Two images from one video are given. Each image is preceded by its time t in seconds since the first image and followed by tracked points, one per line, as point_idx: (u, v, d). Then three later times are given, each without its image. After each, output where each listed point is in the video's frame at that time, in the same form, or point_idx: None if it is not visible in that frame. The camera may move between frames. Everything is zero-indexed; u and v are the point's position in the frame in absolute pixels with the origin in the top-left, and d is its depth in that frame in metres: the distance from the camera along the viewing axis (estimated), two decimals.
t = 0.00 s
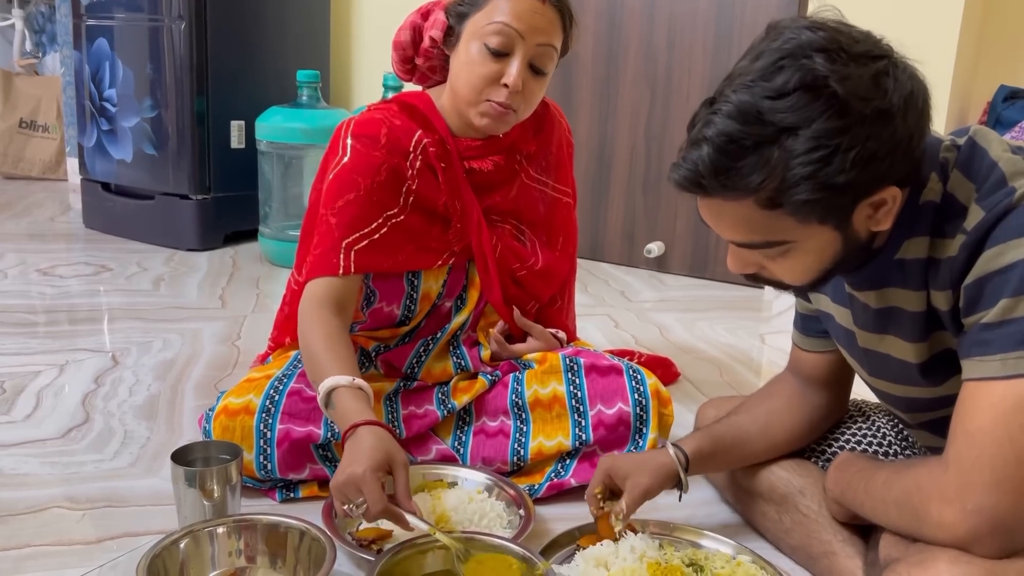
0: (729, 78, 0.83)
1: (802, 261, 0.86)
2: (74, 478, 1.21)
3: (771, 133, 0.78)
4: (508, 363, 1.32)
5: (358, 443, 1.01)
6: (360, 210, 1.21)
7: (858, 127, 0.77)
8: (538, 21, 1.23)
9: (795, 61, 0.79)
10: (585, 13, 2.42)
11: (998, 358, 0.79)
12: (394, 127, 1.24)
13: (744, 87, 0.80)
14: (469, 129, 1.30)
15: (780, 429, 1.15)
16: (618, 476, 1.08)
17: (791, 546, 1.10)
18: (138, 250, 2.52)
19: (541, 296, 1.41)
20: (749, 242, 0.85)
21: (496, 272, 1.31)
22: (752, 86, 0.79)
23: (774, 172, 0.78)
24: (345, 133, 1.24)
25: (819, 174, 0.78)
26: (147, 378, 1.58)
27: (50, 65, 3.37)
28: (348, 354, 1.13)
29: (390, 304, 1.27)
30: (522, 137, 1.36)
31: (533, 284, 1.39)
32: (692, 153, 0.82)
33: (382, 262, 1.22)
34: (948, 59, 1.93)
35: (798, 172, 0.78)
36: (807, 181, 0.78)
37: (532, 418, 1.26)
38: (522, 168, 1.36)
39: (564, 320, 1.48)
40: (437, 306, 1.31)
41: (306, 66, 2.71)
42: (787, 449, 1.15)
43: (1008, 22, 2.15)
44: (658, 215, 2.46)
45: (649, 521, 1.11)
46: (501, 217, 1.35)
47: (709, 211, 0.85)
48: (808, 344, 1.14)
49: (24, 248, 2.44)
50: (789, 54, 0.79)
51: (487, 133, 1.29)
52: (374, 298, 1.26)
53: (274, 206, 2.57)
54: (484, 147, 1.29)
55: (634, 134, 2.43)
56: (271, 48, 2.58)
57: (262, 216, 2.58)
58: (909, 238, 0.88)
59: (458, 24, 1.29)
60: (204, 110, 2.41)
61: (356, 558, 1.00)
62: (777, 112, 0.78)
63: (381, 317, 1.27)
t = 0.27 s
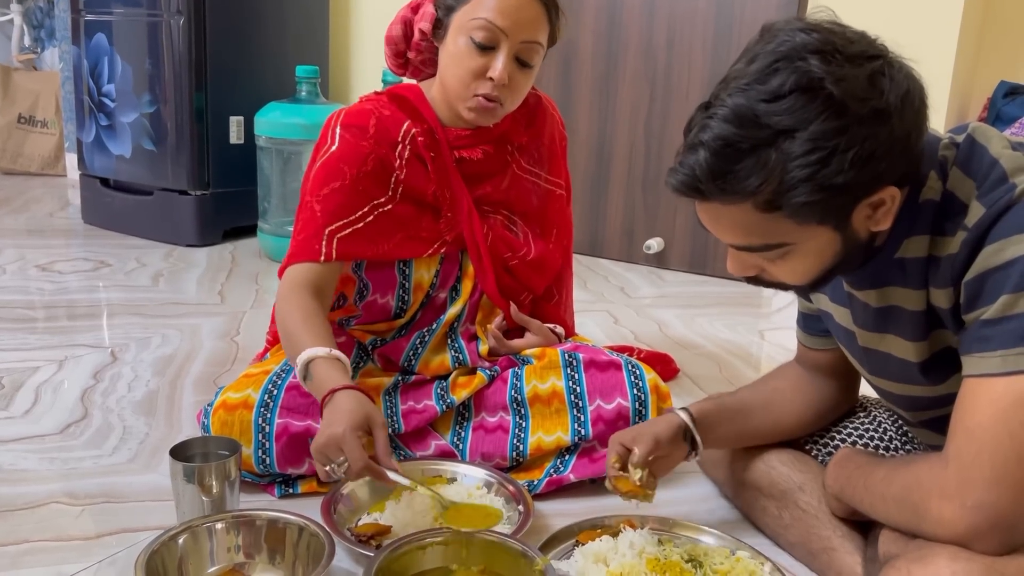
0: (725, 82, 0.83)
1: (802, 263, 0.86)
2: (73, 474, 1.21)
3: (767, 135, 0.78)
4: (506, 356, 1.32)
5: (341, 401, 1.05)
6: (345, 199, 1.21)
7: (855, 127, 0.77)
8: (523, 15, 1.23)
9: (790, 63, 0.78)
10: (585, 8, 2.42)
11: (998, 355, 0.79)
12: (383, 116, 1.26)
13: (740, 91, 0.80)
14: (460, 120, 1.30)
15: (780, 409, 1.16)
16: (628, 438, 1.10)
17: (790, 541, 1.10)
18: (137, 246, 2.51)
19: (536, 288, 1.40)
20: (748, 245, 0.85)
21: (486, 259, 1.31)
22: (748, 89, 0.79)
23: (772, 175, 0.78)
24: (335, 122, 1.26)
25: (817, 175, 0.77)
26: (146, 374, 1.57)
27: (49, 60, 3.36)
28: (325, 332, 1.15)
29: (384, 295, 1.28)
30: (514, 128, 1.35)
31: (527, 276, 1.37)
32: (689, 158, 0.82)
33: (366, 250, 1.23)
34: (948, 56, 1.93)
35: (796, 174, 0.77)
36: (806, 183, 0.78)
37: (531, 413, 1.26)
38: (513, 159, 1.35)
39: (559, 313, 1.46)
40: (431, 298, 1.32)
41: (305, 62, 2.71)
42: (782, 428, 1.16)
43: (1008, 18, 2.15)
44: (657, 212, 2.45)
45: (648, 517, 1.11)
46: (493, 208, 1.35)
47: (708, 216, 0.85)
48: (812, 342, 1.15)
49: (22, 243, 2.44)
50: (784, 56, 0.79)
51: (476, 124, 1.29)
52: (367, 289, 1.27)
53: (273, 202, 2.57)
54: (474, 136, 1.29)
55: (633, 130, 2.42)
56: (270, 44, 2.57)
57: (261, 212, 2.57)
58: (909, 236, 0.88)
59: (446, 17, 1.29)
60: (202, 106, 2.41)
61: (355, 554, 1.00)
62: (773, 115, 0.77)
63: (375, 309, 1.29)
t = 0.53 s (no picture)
0: (695, 105, 0.83)
1: (789, 276, 0.86)
2: (72, 468, 1.21)
3: (736, 154, 0.78)
4: (505, 350, 1.31)
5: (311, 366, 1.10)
6: (323, 189, 1.24)
7: (821, 139, 0.77)
8: (506, 14, 1.22)
9: (754, 81, 0.79)
10: (585, 2, 2.41)
11: (998, 349, 0.79)
12: (368, 108, 1.28)
13: (708, 113, 0.80)
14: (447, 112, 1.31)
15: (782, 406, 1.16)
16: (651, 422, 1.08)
17: (789, 536, 1.10)
18: (135, 240, 2.51)
19: (528, 278, 1.38)
20: (733, 262, 0.85)
21: (475, 243, 1.30)
22: (714, 110, 0.80)
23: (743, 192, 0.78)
24: (322, 114, 1.28)
25: (788, 189, 0.77)
26: (145, 368, 1.57)
27: (47, 53, 3.34)
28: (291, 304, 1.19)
29: (380, 283, 1.31)
30: (503, 118, 1.34)
31: (518, 265, 1.36)
32: (665, 180, 0.83)
33: (343, 238, 1.26)
34: (949, 50, 1.93)
35: (767, 189, 0.78)
36: (778, 197, 0.78)
37: (530, 407, 1.26)
38: (503, 149, 1.34)
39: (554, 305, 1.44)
40: (422, 288, 1.31)
41: (304, 56, 2.70)
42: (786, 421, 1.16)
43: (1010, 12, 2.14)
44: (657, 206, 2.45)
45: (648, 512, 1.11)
46: (482, 199, 1.33)
47: (691, 236, 0.85)
48: (810, 339, 1.16)
49: (21, 237, 2.43)
50: (748, 75, 0.80)
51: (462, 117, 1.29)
52: (358, 277, 1.31)
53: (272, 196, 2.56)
54: (460, 126, 1.29)
55: (633, 125, 2.42)
56: (269, 37, 2.56)
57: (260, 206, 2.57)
58: (902, 242, 0.88)
59: (433, 12, 1.28)
60: (201, 100, 2.40)
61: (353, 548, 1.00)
62: (739, 133, 0.78)
63: (369, 298, 1.31)
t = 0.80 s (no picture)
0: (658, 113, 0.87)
1: (742, 276, 0.87)
2: (70, 460, 1.20)
3: (679, 150, 0.82)
4: (504, 343, 1.30)
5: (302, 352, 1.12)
6: (311, 182, 1.25)
7: (758, 138, 0.79)
8: (494, 4, 1.21)
9: (706, 85, 0.83)
10: None
11: (993, 341, 0.79)
12: (357, 101, 1.27)
13: (664, 117, 0.84)
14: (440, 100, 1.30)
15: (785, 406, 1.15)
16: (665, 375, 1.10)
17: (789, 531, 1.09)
18: (134, 232, 2.50)
19: (522, 268, 1.37)
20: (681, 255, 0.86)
21: (464, 233, 1.29)
22: (668, 113, 0.84)
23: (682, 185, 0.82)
24: (311, 107, 1.28)
25: (721, 184, 0.80)
26: (144, 361, 1.57)
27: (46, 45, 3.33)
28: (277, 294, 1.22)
29: (377, 273, 1.31)
30: (495, 108, 1.34)
31: (510, 256, 1.34)
32: (621, 181, 0.87)
33: (329, 231, 1.27)
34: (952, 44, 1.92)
35: (702, 183, 0.81)
36: (713, 191, 0.80)
37: (530, 399, 1.25)
38: (494, 139, 1.33)
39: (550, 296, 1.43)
40: (416, 279, 1.30)
41: (303, 48, 2.69)
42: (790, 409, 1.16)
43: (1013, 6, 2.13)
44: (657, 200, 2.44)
45: (648, 505, 1.11)
46: (473, 189, 1.32)
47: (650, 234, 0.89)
48: (806, 335, 1.15)
49: (19, 230, 2.42)
50: (702, 80, 0.84)
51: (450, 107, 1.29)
52: (354, 268, 1.32)
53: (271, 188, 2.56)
54: (449, 116, 1.29)
55: (633, 119, 2.41)
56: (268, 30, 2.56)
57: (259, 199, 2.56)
58: (884, 248, 0.88)
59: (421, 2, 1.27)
60: (200, 92, 2.40)
61: (353, 541, 1.00)
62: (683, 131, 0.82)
63: (367, 287, 1.32)
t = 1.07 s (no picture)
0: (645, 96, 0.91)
1: (711, 257, 0.89)
2: (69, 452, 1.20)
3: (653, 127, 0.85)
4: (505, 336, 1.30)
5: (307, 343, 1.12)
6: (310, 175, 1.24)
7: (725, 115, 0.82)
8: None
9: (685, 69, 0.86)
10: None
11: (979, 331, 0.79)
12: (355, 93, 1.27)
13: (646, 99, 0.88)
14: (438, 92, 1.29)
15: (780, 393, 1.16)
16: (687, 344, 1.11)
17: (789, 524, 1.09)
18: (133, 224, 2.49)
19: (522, 261, 1.36)
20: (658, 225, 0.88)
21: (464, 226, 1.28)
22: (650, 96, 0.88)
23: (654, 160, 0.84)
24: (309, 99, 1.27)
25: (684, 156, 0.83)
26: (143, 352, 1.56)
27: (44, 36, 3.31)
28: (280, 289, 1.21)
29: (376, 266, 1.31)
30: (494, 99, 1.33)
31: (510, 248, 1.34)
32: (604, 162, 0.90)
33: (329, 225, 1.26)
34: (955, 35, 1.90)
35: (670, 156, 0.83)
36: (678, 164, 0.83)
37: (530, 391, 1.25)
38: (494, 131, 1.33)
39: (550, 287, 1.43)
40: (416, 272, 1.30)
41: (303, 39, 2.67)
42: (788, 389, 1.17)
43: None
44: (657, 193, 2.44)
45: (649, 498, 1.11)
46: (472, 181, 1.32)
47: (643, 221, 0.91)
48: (803, 328, 1.14)
49: (18, 221, 2.42)
50: (684, 66, 0.87)
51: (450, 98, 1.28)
52: (354, 261, 1.32)
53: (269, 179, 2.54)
54: (449, 108, 1.28)
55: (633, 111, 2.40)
56: (267, 21, 2.54)
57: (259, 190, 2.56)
58: (872, 241, 0.87)
59: None
60: (199, 83, 2.39)
61: (353, 533, 1.00)
62: (658, 110, 0.85)
63: (366, 280, 1.31)
